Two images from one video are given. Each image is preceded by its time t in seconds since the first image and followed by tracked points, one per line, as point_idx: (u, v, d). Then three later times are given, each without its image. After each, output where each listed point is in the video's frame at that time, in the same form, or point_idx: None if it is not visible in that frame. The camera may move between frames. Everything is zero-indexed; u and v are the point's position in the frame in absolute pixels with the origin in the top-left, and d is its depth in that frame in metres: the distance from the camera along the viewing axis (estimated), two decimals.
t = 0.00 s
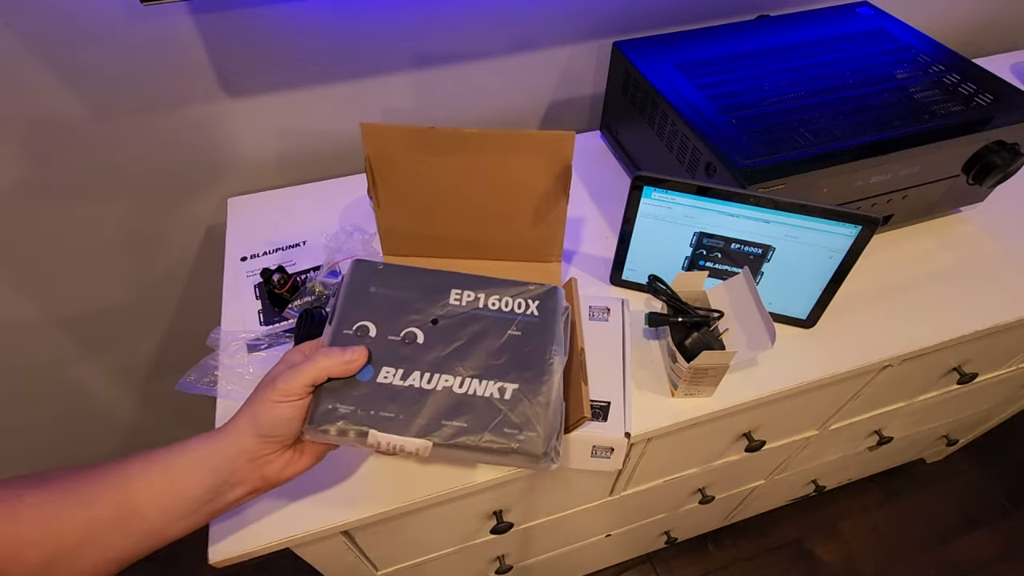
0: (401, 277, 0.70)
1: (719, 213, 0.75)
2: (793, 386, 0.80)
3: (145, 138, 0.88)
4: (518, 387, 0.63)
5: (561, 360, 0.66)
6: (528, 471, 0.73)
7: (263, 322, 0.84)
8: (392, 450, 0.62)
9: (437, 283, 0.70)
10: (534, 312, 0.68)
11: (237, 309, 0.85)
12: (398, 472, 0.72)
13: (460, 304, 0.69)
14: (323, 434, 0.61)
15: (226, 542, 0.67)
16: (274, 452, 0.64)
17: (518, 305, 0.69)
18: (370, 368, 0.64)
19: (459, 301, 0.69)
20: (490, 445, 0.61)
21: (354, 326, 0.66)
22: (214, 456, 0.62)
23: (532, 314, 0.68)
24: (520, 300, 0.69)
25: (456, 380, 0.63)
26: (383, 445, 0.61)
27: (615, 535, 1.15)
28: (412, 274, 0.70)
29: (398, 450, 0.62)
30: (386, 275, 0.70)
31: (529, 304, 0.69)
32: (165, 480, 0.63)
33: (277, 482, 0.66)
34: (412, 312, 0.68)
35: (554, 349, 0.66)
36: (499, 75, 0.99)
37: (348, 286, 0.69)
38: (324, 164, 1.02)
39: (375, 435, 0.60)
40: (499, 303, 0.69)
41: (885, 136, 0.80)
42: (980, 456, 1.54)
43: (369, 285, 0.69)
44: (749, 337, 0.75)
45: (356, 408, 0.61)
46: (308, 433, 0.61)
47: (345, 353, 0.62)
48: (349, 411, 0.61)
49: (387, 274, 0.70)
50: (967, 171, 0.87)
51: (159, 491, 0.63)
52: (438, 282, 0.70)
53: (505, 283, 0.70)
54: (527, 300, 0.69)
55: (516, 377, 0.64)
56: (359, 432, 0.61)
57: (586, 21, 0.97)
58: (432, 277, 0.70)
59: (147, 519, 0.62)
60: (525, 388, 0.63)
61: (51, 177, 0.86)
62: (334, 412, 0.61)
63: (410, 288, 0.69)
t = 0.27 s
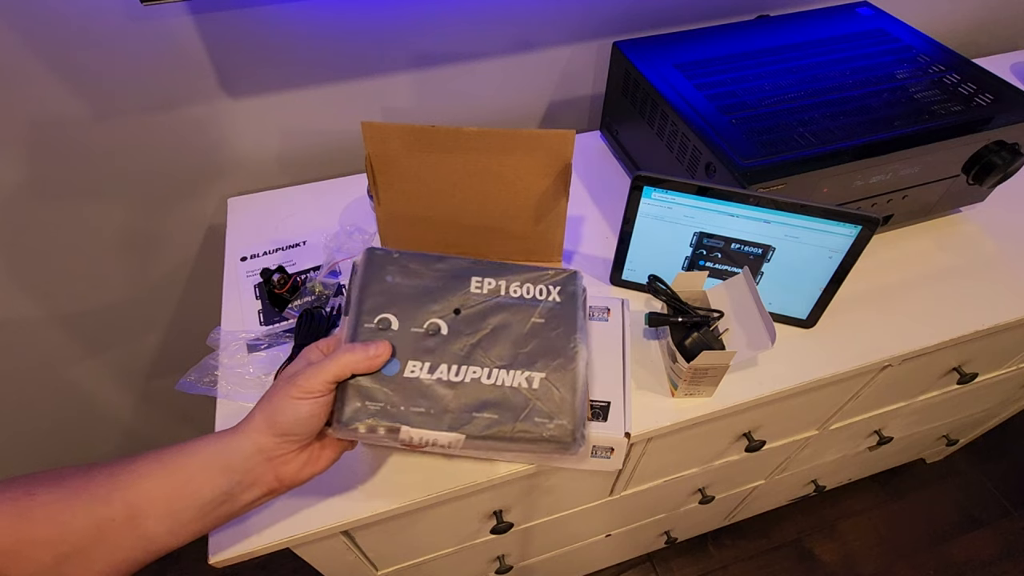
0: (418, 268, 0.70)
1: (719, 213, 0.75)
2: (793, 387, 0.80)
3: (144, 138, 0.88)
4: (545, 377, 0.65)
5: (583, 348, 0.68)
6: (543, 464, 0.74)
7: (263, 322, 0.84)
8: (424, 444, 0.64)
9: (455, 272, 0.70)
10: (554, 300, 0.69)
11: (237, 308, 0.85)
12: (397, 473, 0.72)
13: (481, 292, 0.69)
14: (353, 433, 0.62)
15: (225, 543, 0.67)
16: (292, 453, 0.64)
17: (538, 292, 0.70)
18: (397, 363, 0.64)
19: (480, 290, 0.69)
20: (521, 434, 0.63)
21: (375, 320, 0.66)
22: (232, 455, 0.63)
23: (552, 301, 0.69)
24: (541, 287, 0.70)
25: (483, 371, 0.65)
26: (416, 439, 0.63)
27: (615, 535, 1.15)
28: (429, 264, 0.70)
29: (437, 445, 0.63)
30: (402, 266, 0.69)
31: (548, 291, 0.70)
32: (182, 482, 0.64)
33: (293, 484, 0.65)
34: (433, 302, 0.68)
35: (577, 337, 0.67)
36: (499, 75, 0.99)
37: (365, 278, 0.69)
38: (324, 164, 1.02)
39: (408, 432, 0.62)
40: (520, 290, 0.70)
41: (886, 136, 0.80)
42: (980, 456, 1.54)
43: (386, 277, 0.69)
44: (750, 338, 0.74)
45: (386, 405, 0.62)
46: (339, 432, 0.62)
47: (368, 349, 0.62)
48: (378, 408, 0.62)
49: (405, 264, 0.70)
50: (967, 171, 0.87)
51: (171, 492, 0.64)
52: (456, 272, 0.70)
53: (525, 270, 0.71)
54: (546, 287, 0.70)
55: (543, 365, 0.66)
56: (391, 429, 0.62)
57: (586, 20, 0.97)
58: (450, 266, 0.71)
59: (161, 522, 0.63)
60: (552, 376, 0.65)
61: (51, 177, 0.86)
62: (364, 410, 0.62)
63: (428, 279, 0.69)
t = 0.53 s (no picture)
0: (427, 238, 0.60)
1: (719, 213, 0.75)
2: (793, 387, 0.80)
3: (144, 139, 0.88)
4: (567, 350, 0.60)
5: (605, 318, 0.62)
6: (543, 464, 0.74)
7: (263, 322, 0.84)
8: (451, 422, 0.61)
9: (469, 244, 0.60)
10: (573, 268, 0.61)
11: (237, 308, 0.85)
12: (396, 473, 0.72)
13: (497, 265, 0.60)
14: (381, 418, 0.59)
15: (224, 543, 0.67)
16: (312, 436, 0.65)
17: (558, 259, 0.61)
18: (415, 348, 0.59)
19: (496, 262, 0.60)
20: (547, 409, 0.60)
21: (391, 304, 0.59)
22: (251, 440, 0.62)
23: (571, 270, 0.61)
24: (559, 254, 0.61)
25: (505, 350, 0.60)
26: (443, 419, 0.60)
27: (615, 535, 1.15)
28: (439, 231, 0.60)
29: (447, 436, 0.70)
30: (410, 238, 0.60)
31: (567, 258, 0.61)
32: (179, 481, 0.62)
33: (315, 464, 0.66)
34: (447, 276, 0.59)
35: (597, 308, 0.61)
36: (499, 75, 0.99)
37: (370, 254, 0.59)
38: (324, 164, 1.02)
39: (434, 415, 0.59)
40: (541, 260, 0.61)
41: (886, 136, 0.80)
42: (980, 456, 1.54)
43: (395, 252, 0.59)
44: (749, 338, 0.74)
45: (409, 389, 0.59)
46: (368, 418, 0.59)
47: (389, 332, 0.57)
48: (402, 393, 0.59)
49: (414, 234, 0.60)
50: (967, 171, 0.87)
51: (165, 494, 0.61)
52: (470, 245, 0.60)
53: (541, 234, 0.61)
54: (564, 253, 0.61)
55: (567, 338, 0.60)
56: (416, 412, 0.59)
57: (586, 21, 0.97)
58: (461, 233, 0.60)
59: (155, 525, 0.61)
60: (574, 349, 0.60)
61: (51, 177, 0.86)
62: (387, 396, 0.58)
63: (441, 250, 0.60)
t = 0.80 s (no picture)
0: (429, 221, 0.61)
1: (719, 213, 0.75)
2: (793, 387, 0.80)
3: (144, 139, 0.88)
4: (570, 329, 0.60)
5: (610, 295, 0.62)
6: (544, 464, 0.75)
7: (263, 322, 0.84)
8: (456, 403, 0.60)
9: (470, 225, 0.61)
10: (577, 248, 0.61)
11: (237, 308, 0.85)
12: (396, 473, 0.72)
13: (499, 245, 0.61)
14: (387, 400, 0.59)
15: (223, 543, 0.67)
16: (317, 418, 0.64)
17: (561, 239, 0.61)
18: (419, 331, 0.59)
19: (497, 242, 0.61)
20: (552, 388, 0.60)
21: (391, 287, 0.59)
22: (256, 424, 0.62)
23: (576, 248, 0.61)
24: (562, 233, 0.62)
25: (509, 330, 0.60)
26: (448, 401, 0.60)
27: (615, 535, 1.15)
28: (440, 213, 0.61)
29: (446, 436, 0.70)
30: (411, 220, 0.60)
31: (571, 236, 0.62)
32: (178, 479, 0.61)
33: (321, 447, 0.66)
34: (449, 258, 0.60)
35: (601, 285, 0.61)
36: (499, 75, 0.99)
37: (370, 236, 0.60)
38: (324, 164, 1.02)
39: (439, 396, 0.58)
40: (543, 239, 0.61)
41: (886, 136, 0.80)
42: (980, 456, 1.54)
43: (395, 234, 0.60)
44: (749, 339, 0.74)
45: (414, 370, 0.59)
46: (373, 400, 0.59)
47: (392, 315, 0.57)
48: (407, 374, 0.58)
49: (415, 217, 0.61)
50: (967, 171, 0.87)
51: (165, 495, 0.61)
52: (471, 227, 0.61)
53: (544, 214, 0.62)
54: (568, 230, 0.62)
55: (569, 317, 0.61)
56: (421, 393, 0.59)
57: (586, 20, 0.97)
58: (463, 213, 0.61)
59: (155, 523, 0.61)
60: (577, 328, 0.61)
61: (51, 177, 0.86)
62: (392, 378, 0.58)
63: (441, 232, 0.61)
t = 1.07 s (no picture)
0: (430, 225, 0.61)
1: (719, 213, 0.75)
2: (793, 387, 0.80)
3: (144, 139, 0.88)
4: (566, 338, 0.61)
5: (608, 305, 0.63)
6: (545, 464, 0.75)
7: (263, 322, 0.84)
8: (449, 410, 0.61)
9: (470, 231, 0.62)
10: (576, 255, 0.62)
11: (237, 308, 0.85)
12: (396, 473, 0.72)
13: (497, 251, 0.61)
14: (381, 403, 0.59)
15: (223, 543, 0.67)
16: (316, 420, 0.64)
17: (559, 248, 0.62)
18: (415, 334, 0.59)
19: (496, 248, 0.61)
20: (545, 397, 0.60)
21: (390, 290, 0.60)
22: (254, 424, 0.62)
23: (574, 257, 0.62)
24: (560, 241, 0.62)
25: (504, 337, 0.60)
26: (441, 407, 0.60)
27: (615, 535, 1.15)
28: (440, 220, 0.62)
29: (446, 436, 0.70)
30: (412, 225, 0.61)
31: (569, 245, 0.62)
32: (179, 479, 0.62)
33: (320, 449, 0.65)
34: (448, 263, 0.61)
35: (599, 294, 0.62)
36: (499, 75, 0.99)
37: (370, 241, 0.60)
38: (324, 164, 1.02)
39: (433, 401, 0.59)
40: (541, 246, 0.62)
41: (886, 136, 0.80)
42: (980, 456, 1.54)
43: (396, 238, 0.61)
44: (748, 339, 0.75)
45: (409, 375, 0.59)
46: (367, 403, 0.59)
47: (389, 316, 0.58)
48: (401, 378, 0.59)
49: (416, 223, 0.61)
50: (966, 171, 0.87)
51: (165, 495, 0.61)
52: (471, 233, 0.62)
53: (544, 223, 0.63)
54: (566, 239, 0.62)
55: (566, 327, 0.61)
56: (415, 398, 0.59)
57: (586, 20, 0.97)
58: (463, 218, 0.62)
59: (154, 523, 0.61)
60: (574, 339, 0.61)
61: (51, 177, 0.86)
62: (386, 381, 0.59)
63: (441, 237, 0.61)
